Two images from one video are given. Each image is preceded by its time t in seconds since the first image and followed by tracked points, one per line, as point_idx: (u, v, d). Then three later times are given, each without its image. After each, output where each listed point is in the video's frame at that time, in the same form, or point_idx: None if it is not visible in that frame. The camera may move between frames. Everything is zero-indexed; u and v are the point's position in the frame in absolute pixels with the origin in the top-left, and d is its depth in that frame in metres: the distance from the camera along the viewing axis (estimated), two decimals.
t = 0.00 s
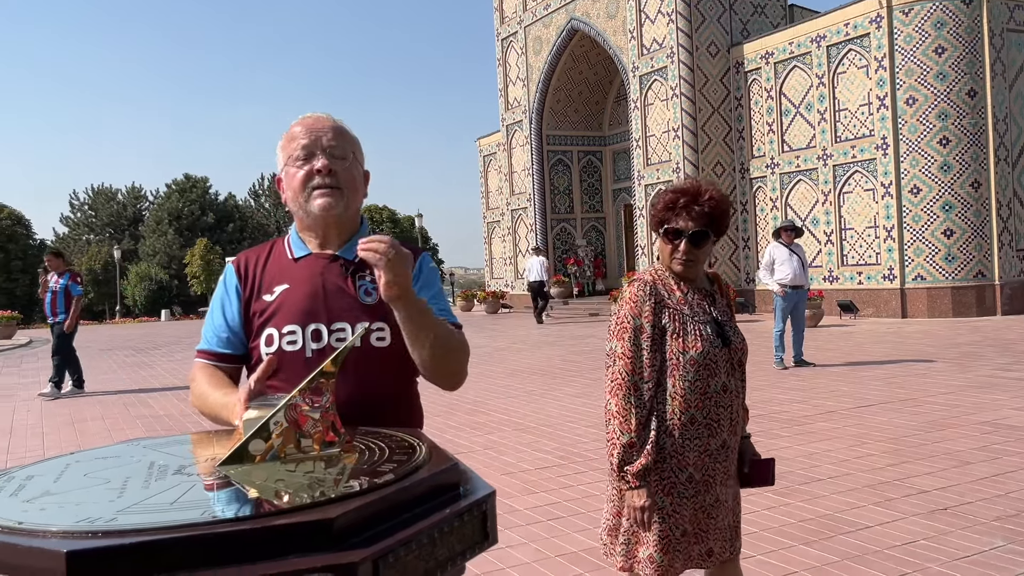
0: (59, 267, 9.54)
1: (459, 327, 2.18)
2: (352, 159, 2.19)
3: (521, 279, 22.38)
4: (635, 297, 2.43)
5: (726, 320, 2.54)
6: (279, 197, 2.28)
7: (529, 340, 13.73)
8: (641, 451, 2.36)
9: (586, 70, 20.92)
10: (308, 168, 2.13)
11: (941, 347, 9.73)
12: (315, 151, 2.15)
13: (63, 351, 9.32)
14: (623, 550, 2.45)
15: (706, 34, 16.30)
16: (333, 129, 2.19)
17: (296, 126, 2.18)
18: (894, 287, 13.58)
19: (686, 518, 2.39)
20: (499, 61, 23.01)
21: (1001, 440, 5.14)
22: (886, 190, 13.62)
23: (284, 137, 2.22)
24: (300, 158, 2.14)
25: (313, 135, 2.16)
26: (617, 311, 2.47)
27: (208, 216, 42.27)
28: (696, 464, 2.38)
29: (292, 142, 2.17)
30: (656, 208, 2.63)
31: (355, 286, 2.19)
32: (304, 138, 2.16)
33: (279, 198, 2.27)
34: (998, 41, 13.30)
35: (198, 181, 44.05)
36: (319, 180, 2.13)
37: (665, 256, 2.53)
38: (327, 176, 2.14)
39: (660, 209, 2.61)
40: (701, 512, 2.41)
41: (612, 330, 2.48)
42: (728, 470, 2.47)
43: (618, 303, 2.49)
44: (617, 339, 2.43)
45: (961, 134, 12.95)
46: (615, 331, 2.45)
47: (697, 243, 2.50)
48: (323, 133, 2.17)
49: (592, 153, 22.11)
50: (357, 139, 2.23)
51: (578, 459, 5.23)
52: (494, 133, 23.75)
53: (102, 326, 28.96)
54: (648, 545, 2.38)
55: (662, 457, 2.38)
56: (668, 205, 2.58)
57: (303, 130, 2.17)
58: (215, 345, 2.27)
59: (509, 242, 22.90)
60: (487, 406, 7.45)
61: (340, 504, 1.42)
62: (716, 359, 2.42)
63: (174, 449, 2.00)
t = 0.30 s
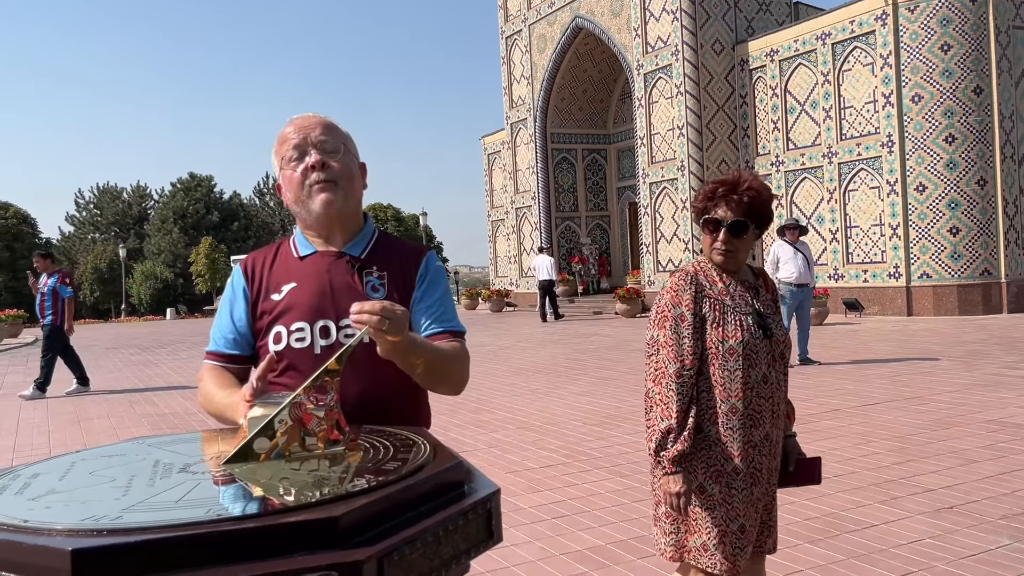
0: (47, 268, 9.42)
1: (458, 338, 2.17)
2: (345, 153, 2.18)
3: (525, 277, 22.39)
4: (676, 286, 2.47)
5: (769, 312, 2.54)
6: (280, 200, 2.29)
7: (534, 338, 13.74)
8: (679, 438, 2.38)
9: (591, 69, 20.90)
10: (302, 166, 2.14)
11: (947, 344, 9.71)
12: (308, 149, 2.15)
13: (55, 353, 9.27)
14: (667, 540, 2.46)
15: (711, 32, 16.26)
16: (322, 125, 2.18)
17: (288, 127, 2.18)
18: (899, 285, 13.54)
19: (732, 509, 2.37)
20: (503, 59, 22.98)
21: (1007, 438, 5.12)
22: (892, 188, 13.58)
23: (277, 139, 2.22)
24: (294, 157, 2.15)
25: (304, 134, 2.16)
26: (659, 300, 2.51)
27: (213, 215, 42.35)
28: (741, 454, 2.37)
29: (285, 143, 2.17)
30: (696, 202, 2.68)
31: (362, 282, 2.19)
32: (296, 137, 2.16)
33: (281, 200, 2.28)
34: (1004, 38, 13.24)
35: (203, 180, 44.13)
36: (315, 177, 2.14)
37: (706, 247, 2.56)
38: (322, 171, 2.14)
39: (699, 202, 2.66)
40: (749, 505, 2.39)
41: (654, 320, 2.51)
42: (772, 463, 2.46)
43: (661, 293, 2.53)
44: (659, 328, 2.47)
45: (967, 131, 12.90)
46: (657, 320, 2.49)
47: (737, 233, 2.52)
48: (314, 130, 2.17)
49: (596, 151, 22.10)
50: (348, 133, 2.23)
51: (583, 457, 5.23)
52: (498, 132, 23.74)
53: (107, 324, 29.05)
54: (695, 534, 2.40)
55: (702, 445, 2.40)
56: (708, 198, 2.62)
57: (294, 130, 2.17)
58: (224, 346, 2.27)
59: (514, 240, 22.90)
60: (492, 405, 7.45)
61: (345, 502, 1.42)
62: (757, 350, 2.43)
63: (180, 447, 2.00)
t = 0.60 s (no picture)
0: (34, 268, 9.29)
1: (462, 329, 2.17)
2: (349, 152, 2.19)
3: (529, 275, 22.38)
4: (704, 281, 2.46)
5: (794, 311, 2.53)
6: (283, 199, 2.29)
7: (537, 337, 13.73)
8: (701, 434, 2.39)
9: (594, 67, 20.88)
10: (307, 165, 2.14)
11: (951, 343, 9.69)
12: (313, 148, 2.15)
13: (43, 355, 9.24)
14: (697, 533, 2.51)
15: (714, 30, 16.23)
16: (328, 124, 2.19)
17: (293, 126, 2.18)
18: (903, 283, 13.51)
19: (759, 505, 2.40)
20: (507, 57, 22.95)
21: (1011, 437, 5.11)
22: (896, 186, 13.54)
23: (282, 138, 2.22)
24: (299, 156, 2.15)
25: (310, 132, 2.16)
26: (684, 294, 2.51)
27: (216, 213, 42.39)
28: (769, 451, 2.38)
29: (290, 142, 2.17)
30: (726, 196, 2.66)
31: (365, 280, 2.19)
32: (301, 136, 2.16)
33: (285, 199, 2.28)
34: (1009, 36, 13.20)
35: (207, 178, 44.15)
36: (319, 176, 2.13)
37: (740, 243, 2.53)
38: (326, 170, 2.13)
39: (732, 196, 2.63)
40: (778, 503, 2.40)
41: (678, 315, 2.51)
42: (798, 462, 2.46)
43: (686, 288, 2.52)
44: (683, 322, 2.47)
45: (972, 129, 12.86)
46: (681, 316, 2.49)
47: (770, 229, 2.51)
48: (319, 130, 2.17)
49: (600, 149, 22.09)
50: (353, 132, 2.23)
51: (587, 455, 5.23)
52: (502, 130, 23.71)
53: (111, 322, 29.09)
54: (727, 528, 2.44)
55: (727, 441, 2.41)
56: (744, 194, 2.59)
57: (299, 129, 2.17)
58: (228, 346, 2.27)
59: (517, 239, 22.89)
60: (495, 403, 7.45)
61: (349, 501, 1.42)
62: (783, 347, 2.43)
63: (185, 445, 2.01)
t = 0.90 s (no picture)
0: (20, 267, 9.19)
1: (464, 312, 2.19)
2: (354, 152, 2.19)
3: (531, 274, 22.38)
4: (735, 287, 2.37)
5: (821, 311, 2.47)
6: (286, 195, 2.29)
7: (540, 335, 13.72)
8: (737, 446, 2.33)
9: (596, 65, 20.86)
10: (312, 164, 2.14)
11: (955, 341, 9.66)
12: (318, 146, 2.15)
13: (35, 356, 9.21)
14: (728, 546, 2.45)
15: (716, 28, 16.21)
16: (334, 123, 2.19)
17: (299, 124, 2.18)
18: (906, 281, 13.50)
19: (798, 513, 2.36)
20: (509, 56, 22.93)
21: (1015, 435, 5.10)
22: (899, 184, 13.52)
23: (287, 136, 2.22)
24: (304, 156, 2.16)
25: (316, 130, 2.17)
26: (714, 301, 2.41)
27: (219, 212, 42.42)
28: (809, 458, 2.34)
29: (296, 140, 2.17)
30: (775, 194, 2.41)
31: (367, 280, 2.20)
32: (306, 135, 2.17)
33: (289, 197, 2.28)
34: (1012, 33, 13.18)
35: (210, 178, 44.17)
36: (324, 176, 2.14)
37: (796, 251, 2.42)
38: (331, 170, 2.14)
39: (791, 197, 2.40)
40: (816, 509, 2.37)
41: (707, 322, 2.42)
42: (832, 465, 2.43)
43: (713, 294, 2.43)
44: (715, 331, 2.38)
45: (975, 127, 12.84)
46: (711, 324, 2.40)
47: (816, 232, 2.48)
48: (323, 129, 2.17)
49: (602, 147, 22.07)
50: (358, 131, 2.24)
51: (590, 454, 5.23)
52: (504, 128, 23.70)
53: (114, 322, 29.12)
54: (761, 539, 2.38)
55: (764, 452, 2.36)
56: (812, 196, 2.41)
57: (305, 127, 2.18)
58: (230, 345, 2.28)
59: (519, 238, 22.89)
60: (498, 402, 7.46)
61: (352, 498, 1.43)
62: (819, 351, 2.37)
63: (188, 443, 2.02)
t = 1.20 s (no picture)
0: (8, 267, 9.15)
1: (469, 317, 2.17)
2: (355, 152, 2.19)
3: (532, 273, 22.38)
4: (797, 293, 2.23)
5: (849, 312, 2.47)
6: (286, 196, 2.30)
7: (542, 334, 13.73)
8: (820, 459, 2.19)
9: (598, 64, 20.85)
10: (312, 164, 2.15)
11: (957, 340, 9.65)
12: (318, 146, 2.16)
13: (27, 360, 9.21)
14: (797, 573, 2.27)
15: (718, 26, 16.20)
16: (335, 122, 2.19)
17: (300, 123, 2.18)
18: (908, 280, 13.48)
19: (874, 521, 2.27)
20: (510, 54, 22.92)
21: (1017, 433, 5.10)
22: (901, 182, 13.49)
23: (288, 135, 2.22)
24: (304, 155, 2.16)
25: (316, 130, 2.17)
26: (774, 310, 2.27)
27: (221, 211, 42.45)
28: (876, 461, 2.29)
29: (296, 138, 2.17)
30: (825, 187, 2.32)
31: (368, 280, 2.20)
32: (307, 134, 2.17)
33: (288, 196, 2.28)
34: (1014, 31, 13.14)
35: (212, 176, 44.16)
36: (323, 176, 2.14)
37: (839, 245, 2.38)
38: (330, 170, 2.14)
39: (842, 191, 2.32)
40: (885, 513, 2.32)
41: (768, 333, 2.27)
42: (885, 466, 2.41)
43: (769, 303, 2.28)
44: (782, 341, 2.24)
45: (977, 125, 12.83)
46: (775, 333, 2.25)
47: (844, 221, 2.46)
48: (324, 129, 2.17)
49: (603, 146, 22.06)
50: (359, 132, 2.24)
51: (592, 453, 5.24)
52: (506, 127, 23.69)
53: (116, 321, 29.19)
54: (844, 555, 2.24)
55: (840, 462, 2.24)
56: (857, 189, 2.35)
57: (305, 127, 2.18)
58: (231, 345, 2.28)
59: (521, 236, 22.90)
60: (500, 400, 7.46)
61: (355, 497, 1.43)
62: (871, 351, 2.34)
63: (189, 442, 2.02)
